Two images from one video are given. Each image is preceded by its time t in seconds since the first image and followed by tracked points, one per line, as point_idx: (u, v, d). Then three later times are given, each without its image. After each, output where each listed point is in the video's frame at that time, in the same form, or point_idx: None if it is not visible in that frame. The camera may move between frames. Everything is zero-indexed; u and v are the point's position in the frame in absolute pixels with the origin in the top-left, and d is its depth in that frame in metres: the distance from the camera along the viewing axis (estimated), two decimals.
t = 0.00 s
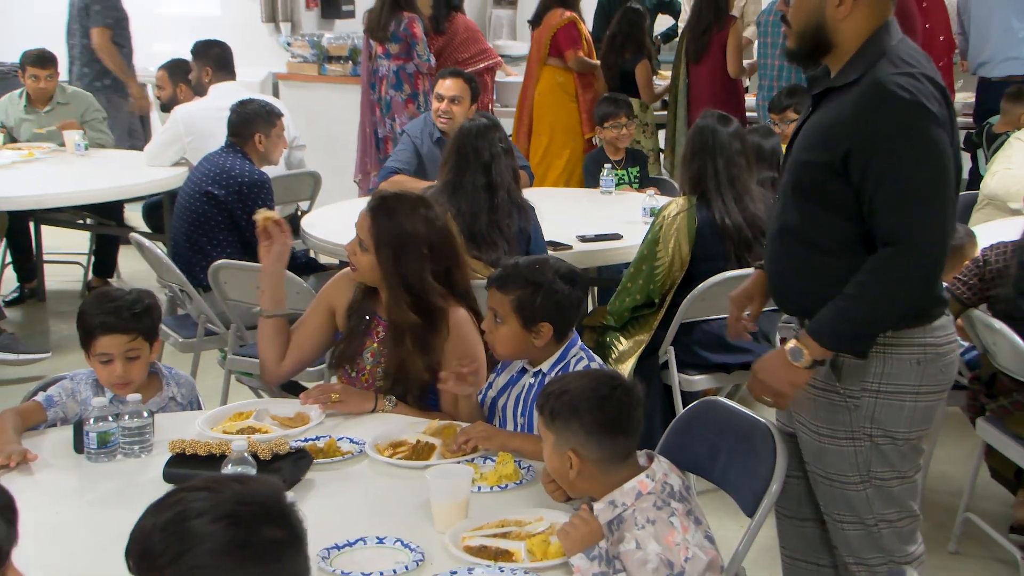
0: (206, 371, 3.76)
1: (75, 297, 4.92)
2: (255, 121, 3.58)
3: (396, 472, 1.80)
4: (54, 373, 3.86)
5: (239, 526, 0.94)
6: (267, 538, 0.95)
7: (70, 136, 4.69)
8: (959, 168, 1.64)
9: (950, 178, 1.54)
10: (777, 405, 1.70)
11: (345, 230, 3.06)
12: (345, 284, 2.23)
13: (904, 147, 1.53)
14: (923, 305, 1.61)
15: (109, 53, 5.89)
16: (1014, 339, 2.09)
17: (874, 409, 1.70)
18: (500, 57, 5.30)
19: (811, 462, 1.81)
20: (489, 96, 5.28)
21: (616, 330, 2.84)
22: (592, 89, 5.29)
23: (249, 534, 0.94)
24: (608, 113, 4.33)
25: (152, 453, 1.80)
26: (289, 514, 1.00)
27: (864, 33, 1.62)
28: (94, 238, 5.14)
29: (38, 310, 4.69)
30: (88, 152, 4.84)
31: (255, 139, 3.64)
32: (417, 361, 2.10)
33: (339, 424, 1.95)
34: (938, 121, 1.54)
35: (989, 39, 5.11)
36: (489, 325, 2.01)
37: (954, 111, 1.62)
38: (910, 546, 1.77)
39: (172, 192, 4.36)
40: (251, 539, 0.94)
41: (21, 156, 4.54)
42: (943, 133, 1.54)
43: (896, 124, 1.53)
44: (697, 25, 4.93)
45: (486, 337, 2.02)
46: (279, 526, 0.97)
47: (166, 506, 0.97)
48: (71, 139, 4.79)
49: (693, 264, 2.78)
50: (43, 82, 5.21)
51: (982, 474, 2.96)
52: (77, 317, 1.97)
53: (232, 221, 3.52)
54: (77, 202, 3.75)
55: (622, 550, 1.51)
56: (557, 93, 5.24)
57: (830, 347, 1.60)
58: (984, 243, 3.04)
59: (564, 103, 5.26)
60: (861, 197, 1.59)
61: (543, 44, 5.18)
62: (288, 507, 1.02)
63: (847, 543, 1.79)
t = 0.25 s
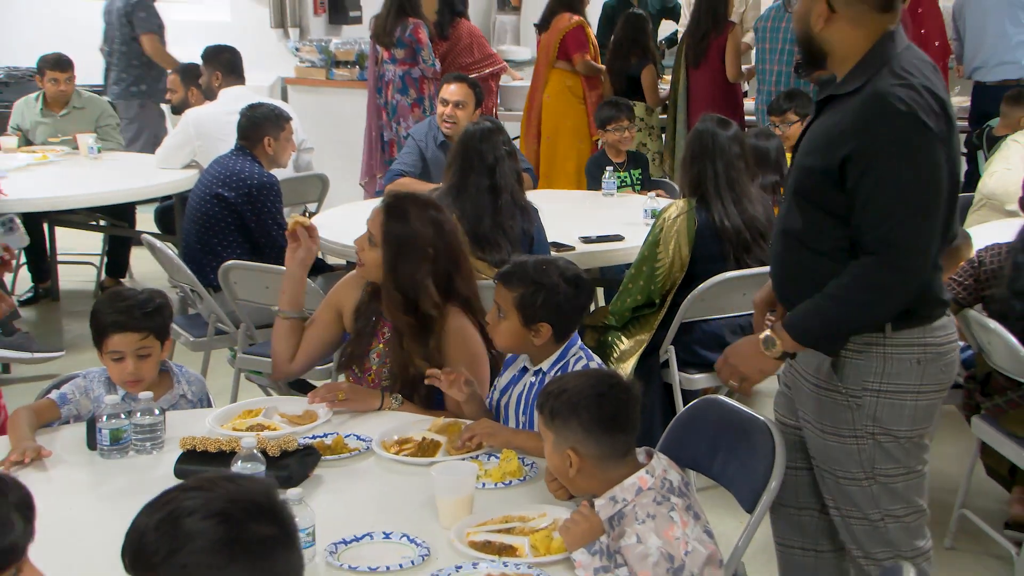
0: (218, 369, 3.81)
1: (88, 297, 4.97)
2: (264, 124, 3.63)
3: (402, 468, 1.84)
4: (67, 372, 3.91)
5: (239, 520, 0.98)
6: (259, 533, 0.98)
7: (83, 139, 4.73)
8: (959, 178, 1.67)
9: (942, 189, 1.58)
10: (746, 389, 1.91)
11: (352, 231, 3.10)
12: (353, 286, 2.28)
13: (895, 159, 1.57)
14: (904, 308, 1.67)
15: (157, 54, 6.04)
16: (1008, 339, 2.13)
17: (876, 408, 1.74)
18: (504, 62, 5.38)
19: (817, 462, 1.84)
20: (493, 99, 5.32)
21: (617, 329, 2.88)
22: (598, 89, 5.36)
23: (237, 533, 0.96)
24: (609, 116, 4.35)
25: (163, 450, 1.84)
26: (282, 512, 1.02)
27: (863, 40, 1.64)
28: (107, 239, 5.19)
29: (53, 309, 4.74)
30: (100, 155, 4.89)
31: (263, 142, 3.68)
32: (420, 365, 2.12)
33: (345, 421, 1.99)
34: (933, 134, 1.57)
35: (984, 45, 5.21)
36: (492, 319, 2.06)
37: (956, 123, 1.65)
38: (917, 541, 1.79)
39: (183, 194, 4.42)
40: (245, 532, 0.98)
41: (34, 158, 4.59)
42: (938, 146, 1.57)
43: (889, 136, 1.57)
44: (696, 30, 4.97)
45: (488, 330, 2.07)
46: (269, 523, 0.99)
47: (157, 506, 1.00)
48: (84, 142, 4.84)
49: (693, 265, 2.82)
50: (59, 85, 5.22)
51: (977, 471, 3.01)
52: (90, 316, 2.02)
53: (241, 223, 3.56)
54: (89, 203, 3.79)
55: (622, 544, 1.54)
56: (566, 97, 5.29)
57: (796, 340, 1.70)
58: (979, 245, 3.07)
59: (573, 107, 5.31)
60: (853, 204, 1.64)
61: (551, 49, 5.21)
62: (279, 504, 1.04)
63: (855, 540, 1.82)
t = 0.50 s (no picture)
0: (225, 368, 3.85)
1: (98, 297, 5.01)
2: (271, 129, 3.67)
3: (405, 466, 1.87)
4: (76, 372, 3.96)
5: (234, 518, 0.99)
6: (253, 530, 1.00)
7: (94, 143, 4.78)
8: (951, 183, 1.68)
9: (925, 193, 1.60)
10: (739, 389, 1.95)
11: (357, 233, 3.13)
12: (360, 288, 2.32)
13: (878, 164, 1.60)
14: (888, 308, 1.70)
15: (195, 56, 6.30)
16: (1002, 339, 2.19)
17: (867, 406, 1.77)
18: (507, 66, 5.44)
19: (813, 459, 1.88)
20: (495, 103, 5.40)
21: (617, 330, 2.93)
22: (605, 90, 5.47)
23: (231, 529, 0.98)
24: (610, 120, 4.39)
25: (171, 448, 1.87)
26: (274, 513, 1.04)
27: (863, 45, 1.69)
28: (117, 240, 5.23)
29: (64, 310, 4.78)
30: (111, 158, 4.93)
31: (271, 146, 3.72)
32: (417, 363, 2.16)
33: (350, 420, 2.03)
34: (917, 139, 1.59)
35: (976, 52, 5.37)
36: (495, 318, 2.09)
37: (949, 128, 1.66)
38: (913, 537, 1.82)
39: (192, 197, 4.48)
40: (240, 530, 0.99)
41: (47, 161, 4.63)
42: (921, 151, 1.60)
43: (872, 140, 1.61)
44: (695, 35, 5.02)
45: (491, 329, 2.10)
46: (265, 520, 1.01)
47: (152, 507, 1.01)
48: (95, 146, 4.88)
49: (692, 267, 2.85)
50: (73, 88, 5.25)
51: (971, 469, 3.06)
52: (101, 316, 2.07)
53: (249, 224, 3.60)
54: (102, 205, 3.83)
55: (622, 540, 1.58)
56: (574, 103, 5.36)
57: (780, 339, 1.76)
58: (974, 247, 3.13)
59: (582, 113, 5.38)
60: (839, 207, 1.68)
61: (558, 57, 5.29)
62: (272, 503, 1.06)
63: (852, 536, 1.85)
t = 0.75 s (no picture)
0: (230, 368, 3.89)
1: (108, 297, 5.05)
2: (276, 132, 3.71)
3: (408, 463, 1.91)
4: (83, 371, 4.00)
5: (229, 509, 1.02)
6: (248, 525, 1.01)
7: (103, 146, 4.81)
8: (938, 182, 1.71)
9: (906, 191, 1.63)
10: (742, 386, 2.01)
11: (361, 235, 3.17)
12: (364, 289, 2.37)
13: (858, 162, 1.65)
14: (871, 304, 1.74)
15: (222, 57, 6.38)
16: (992, 339, 2.24)
17: (848, 402, 1.82)
18: (508, 70, 5.50)
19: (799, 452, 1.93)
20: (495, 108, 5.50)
21: (615, 329, 2.98)
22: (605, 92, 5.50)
23: (229, 524, 0.99)
24: (610, 123, 4.44)
25: (178, 445, 1.90)
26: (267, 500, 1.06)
27: (856, 47, 1.73)
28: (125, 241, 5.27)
29: (73, 309, 4.82)
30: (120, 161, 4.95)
31: (276, 149, 3.76)
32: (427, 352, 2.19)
33: (354, 417, 2.07)
34: (898, 138, 1.63)
35: (967, 58, 5.41)
36: (496, 318, 2.12)
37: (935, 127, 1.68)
38: (897, 531, 1.85)
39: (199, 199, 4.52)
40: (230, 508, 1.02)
41: (57, 164, 4.67)
42: (903, 150, 1.63)
43: (852, 139, 1.65)
44: (691, 40, 5.06)
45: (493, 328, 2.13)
46: (260, 517, 1.02)
47: (151, 502, 1.04)
48: (104, 148, 4.91)
49: (689, 267, 2.89)
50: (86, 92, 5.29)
51: (963, 467, 3.10)
52: (108, 314, 2.10)
53: (254, 226, 3.63)
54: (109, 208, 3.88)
55: (620, 535, 1.62)
56: (579, 107, 5.42)
57: (774, 333, 1.81)
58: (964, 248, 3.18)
59: (587, 117, 5.43)
60: (824, 206, 1.73)
61: (562, 63, 5.34)
62: (268, 500, 1.08)
63: (837, 528, 1.90)
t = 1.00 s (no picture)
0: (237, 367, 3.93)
1: (118, 297, 5.07)
2: (283, 134, 3.74)
3: (413, 460, 1.94)
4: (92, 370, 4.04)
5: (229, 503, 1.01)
6: (245, 518, 1.00)
7: (112, 148, 4.84)
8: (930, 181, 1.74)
9: (895, 188, 1.67)
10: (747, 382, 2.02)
11: (366, 235, 3.20)
12: (368, 290, 2.39)
13: (848, 161, 1.68)
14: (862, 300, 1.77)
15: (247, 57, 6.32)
16: (989, 338, 2.26)
17: (836, 397, 1.87)
18: (512, 74, 5.55)
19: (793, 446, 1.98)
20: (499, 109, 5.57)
21: (617, 328, 3.00)
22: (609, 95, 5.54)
23: (226, 518, 0.99)
24: (612, 126, 4.46)
25: (186, 443, 1.93)
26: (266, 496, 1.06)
27: (851, 49, 1.78)
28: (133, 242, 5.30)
29: (83, 309, 4.85)
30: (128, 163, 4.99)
31: (282, 151, 3.79)
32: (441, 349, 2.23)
33: (359, 416, 2.10)
34: (887, 136, 1.66)
35: (963, 61, 5.44)
36: (500, 318, 2.15)
37: (926, 126, 1.72)
38: (885, 524, 1.90)
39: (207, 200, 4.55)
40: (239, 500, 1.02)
41: (66, 167, 4.71)
42: (892, 148, 1.67)
43: (842, 138, 1.69)
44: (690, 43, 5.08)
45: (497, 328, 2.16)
46: (258, 509, 1.02)
47: (150, 499, 1.03)
48: (113, 150, 4.94)
49: (690, 268, 2.92)
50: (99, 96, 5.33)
51: (960, 465, 3.14)
52: (116, 314, 2.14)
53: (261, 227, 3.65)
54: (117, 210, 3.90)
55: (622, 532, 1.64)
56: (585, 110, 5.44)
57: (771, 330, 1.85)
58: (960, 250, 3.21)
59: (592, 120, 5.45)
60: (815, 205, 1.77)
61: (567, 67, 5.38)
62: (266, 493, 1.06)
63: (827, 521, 1.96)
